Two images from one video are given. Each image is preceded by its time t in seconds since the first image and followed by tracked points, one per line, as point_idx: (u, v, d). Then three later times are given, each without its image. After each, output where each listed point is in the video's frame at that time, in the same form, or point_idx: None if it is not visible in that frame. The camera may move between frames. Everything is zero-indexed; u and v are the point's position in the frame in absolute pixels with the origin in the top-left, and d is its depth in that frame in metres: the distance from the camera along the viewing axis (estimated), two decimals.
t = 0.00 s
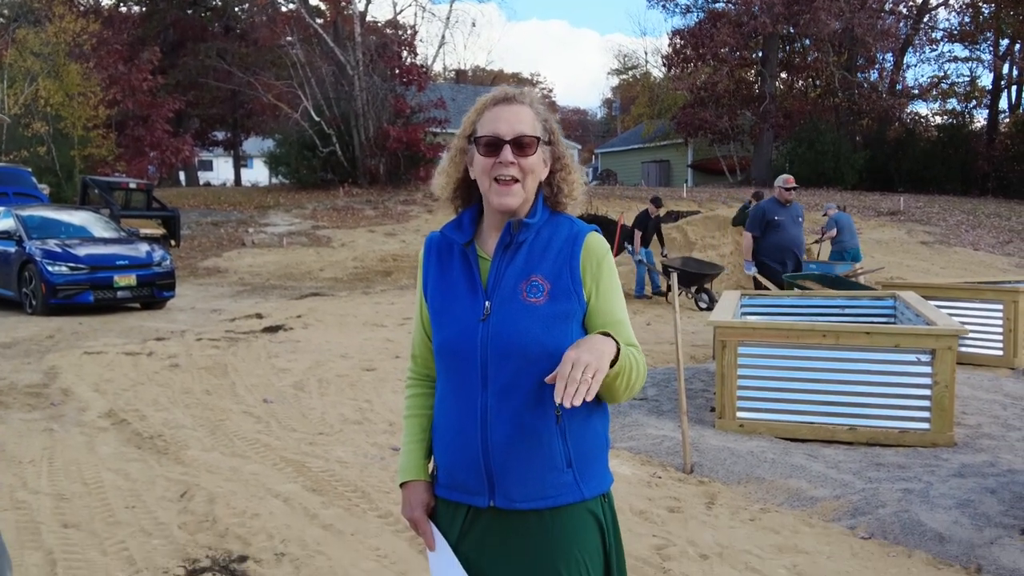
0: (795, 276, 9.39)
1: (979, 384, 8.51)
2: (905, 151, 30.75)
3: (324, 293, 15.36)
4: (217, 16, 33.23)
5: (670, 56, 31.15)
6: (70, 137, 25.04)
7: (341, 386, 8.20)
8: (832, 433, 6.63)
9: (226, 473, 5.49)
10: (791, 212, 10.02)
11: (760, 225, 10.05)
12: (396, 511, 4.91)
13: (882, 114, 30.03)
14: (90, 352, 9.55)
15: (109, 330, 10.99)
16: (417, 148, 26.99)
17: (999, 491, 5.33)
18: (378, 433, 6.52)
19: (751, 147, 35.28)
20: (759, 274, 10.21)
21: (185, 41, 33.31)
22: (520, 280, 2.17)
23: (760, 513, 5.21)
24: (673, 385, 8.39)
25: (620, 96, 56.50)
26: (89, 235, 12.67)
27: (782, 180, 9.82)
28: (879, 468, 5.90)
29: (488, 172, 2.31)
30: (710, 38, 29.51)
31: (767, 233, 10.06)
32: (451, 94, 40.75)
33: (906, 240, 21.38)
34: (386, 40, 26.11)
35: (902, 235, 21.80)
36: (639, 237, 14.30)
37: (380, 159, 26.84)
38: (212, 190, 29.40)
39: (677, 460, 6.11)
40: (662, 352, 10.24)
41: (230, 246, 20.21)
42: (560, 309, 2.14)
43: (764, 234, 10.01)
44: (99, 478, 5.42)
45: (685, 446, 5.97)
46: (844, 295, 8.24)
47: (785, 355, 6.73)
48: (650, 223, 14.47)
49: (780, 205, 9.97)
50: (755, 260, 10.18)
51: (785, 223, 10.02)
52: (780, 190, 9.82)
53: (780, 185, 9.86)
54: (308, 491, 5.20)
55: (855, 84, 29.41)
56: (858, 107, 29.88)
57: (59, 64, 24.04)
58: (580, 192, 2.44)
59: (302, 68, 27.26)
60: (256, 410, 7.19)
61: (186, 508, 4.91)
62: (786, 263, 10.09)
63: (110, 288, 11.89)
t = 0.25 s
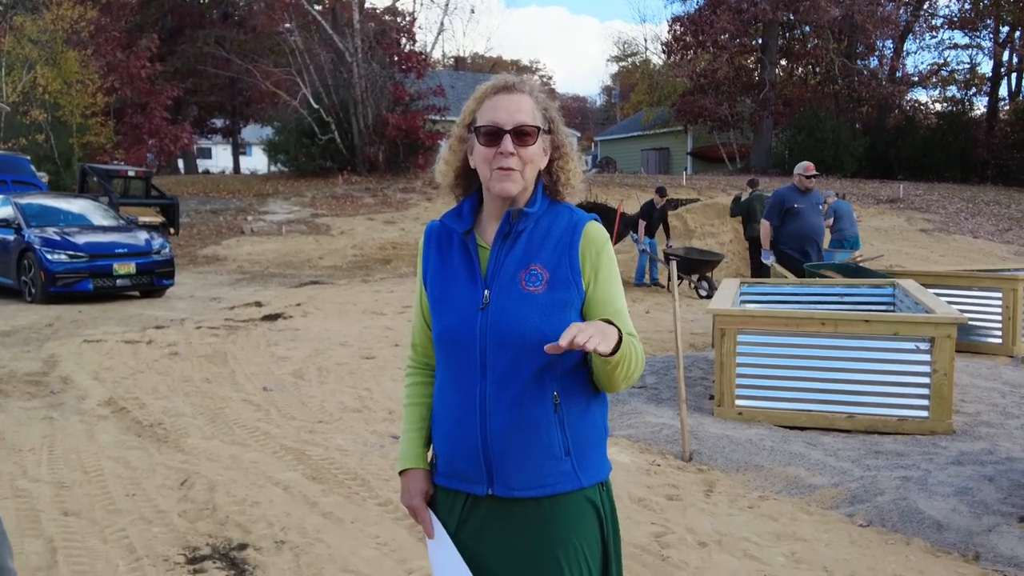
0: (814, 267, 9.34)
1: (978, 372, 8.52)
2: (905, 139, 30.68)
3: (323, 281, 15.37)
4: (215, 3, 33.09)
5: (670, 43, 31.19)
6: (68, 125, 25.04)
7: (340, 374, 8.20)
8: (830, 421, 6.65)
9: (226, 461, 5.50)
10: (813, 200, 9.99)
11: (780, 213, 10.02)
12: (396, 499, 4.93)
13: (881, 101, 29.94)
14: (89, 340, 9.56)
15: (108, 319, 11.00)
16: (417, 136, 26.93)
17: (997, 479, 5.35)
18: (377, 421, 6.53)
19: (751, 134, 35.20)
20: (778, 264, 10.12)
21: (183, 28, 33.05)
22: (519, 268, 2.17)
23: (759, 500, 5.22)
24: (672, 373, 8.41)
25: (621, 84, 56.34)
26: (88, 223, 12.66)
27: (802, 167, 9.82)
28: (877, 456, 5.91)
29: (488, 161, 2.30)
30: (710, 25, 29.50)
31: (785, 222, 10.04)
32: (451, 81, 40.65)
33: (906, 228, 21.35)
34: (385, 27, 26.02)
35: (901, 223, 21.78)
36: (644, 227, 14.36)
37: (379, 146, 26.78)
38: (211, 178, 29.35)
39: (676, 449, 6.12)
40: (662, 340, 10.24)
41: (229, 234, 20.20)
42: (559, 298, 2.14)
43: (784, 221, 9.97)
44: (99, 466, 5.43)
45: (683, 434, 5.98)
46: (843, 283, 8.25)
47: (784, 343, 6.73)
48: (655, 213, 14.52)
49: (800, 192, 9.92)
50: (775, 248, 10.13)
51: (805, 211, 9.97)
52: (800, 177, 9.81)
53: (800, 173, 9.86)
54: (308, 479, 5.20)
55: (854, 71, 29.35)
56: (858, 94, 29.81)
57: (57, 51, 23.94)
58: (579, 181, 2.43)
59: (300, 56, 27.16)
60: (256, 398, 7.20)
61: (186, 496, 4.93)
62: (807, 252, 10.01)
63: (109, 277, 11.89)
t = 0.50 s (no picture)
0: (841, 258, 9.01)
1: (976, 362, 8.52)
2: (904, 129, 30.63)
3: (322, 272, 15.36)
4: None
5: (669, 33, 31.05)
6: (66, 116, 25.04)
7: (339, 364, 8.21)
8: (828, 411, 6.66)
9: (225, 451, 5.50)
10: (833, 189, 9.35)
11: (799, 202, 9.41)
12: (394, 488, 4.94)
13: (881, 92, 29.88)
14: (88, 330, 9.56)
15: (107, 309, 10.99)
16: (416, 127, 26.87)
17: (995, 469, 5.36)
18: (376, 411, 6.54)
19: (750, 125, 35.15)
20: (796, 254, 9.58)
21: (181, 18, 32.69)
22: (518, 258, 2.16)
23: (757, 490, 5.23)
24: (671, 363, 8.41)
25: (620, 74, 56.21)
26: (86, 213, 12.64)
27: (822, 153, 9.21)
28: (875, 445, 5.92)
29: (488, 153, 2.28)
30: (709, 14, 29.48)
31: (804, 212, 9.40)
32: (450, 71, 40.54)
33: (905, 218, 21.33)
34: (383, 17, 25.95)
35: (900, 213, 21.76)
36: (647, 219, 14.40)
37: (378, 137, 26.73)
38: (209, 168, 29.29)
39: (675, 439, 6.13)
40: (660, 330, 10.24)
41: (228, 225, 20.17)
42: (557, 288, 2.14)
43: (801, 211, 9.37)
44: (99, 457, 5.43)
45: (682, 424, 5.99)
46: (842, 273, 8.26)
47: (783, 333, 6.73)
48: (658, 205, 14.55)
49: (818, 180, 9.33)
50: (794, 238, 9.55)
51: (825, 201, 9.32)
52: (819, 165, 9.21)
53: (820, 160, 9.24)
54: (307, 469, 5.21)
55: (854, 61, 29.29)
56: (857, 84, 29.74)
57: (53, 42, 24.11)
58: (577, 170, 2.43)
59: (299, 46, 27.09)
60: (255, 388, 7.21)
61: (185, 486, 4.93)
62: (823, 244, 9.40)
63: (108, 267, 11.88)
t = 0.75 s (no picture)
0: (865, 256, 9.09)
1: (975, 355, 8.53)
2: (904, 121, 30.58)
3: (321, 264, 15.35)
4: None
5: (668, 25, 30.96)
6: (64, 107, 25.00)
7: (339, 357, 8.22)
8: (828, 403, 6.66)
9: (225, 444, 5.51)
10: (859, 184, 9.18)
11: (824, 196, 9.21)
12: (394, 482, 4.94)
13: (881, 83, 29.82)
14: (88, 323, 9.55)
15: (106, 301, 10.98)
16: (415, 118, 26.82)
17: (994, 462, 5.37)
18: (376, 404, 6.55)
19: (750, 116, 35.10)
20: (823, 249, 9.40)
21: (179, 9, 32.39)
22: (519, 254, 2.16)
23: (757, 482, 5.24)
24: (671, 356, 8.42)
25: (620, 65, 56.10)
26: (86, 205, 12.62)
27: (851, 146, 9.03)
28: (875, 438, 5.93)
29: (490, 148, 2.27)
30: (709, 5, 29.42)
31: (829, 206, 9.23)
32: (449, 63, 40.44)
33: (904, 210, 21.32)
34: (382, 8, 25.86)
35: (900, 206, 21.75)
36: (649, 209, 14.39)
37: (377, 129, 26.68)
38: (208, 160, 29.22)
39: (674, 431, 6.14)
40: (660, 323, 10.24)
41: (227, 217, 20.15)
42: (559, 284, 2.13)
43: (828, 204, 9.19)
44: (99, 450, 5.44)
45: (681, 417, 6.00)
46: (842, 266, 8.25)
47: (782, 326, 6.74)
48: (660, 195, 14.50)
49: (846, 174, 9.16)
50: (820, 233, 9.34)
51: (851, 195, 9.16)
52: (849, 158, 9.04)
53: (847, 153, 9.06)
54: (307, 462, 5.22)
55: (854, 53, 29.21)
56: (857, 76, 29.65)
57: (53, 33, 23.75)
58: (578, 164, 2.42)
59: (298, 37, 27.02)
60: (255, 381, 7.21)
61: (186, 479, 4.94)
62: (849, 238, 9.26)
63: (108, 260, 11.87)
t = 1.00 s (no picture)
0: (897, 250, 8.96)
1: (975, 350, 8.53)
2: (904, 116, 30.54)
3: (321, 259, 15.34)
4: None
5: (668, 20, 30.89)
6: (64, 102, 25.01)
7: (339, 352, 8.22)
8: (828, 398, 6.67)
9: (226, 440, 5.51)
10: (884, 171, 8.96)
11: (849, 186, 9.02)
12: (395, 477, 4.95)
13: (880, 79, 29.79)
14: (88, 318, 9.55)
15: (106, 297, 10.98)
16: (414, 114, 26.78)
17: (994, 457, 5.37)
18: (376, 399, 6.55)
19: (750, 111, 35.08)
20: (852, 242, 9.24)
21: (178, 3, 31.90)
22: (523, 250, 2.16)
23: (757, 478, 5.24)
24: (671, 351, 8.42)
25: (619, 61, 55.99)
26: (85, 200, 12.60)
27: (874, 134, 8.84)
28: (875, 434, 5.93)
29: (492, 145, 2.27)
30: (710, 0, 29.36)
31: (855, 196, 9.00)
32: (448, 58, 40.37)
33: (904, 205, 21.30)
34: (381, 2, 25.77)
35: (900, 201, 21.73)
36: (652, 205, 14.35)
37: (376, 124, 26.66)
38: (207, 155, 29.17)
39: (674, 427, 6.15)
40: (660, 319, 10.24)
41: (227, 212, 20.13)
42: (562, 279, 2.13)
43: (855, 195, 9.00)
44: (99, 445, 5.43)
45: (681, 412, 6.00)
46: (842, 261, 8.25)
47: (782, 322, 6.74)
48: (665, 190, 14.46)
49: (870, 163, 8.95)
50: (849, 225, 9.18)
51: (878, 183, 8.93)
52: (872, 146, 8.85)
53: (871, 140, 8.85)
54: (307, 457, 5.22)
55: (854, 48, 29.18)
56: (857, 72, 29.58)
57: (52, 29, 23.86)
58: (580, 158, 2.42)
59: (297, 32, 26.95)
60: (255, 376, 7.22)
61: (186, 474, 4.94)
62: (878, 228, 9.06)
63: (107, 255, 11.85)
